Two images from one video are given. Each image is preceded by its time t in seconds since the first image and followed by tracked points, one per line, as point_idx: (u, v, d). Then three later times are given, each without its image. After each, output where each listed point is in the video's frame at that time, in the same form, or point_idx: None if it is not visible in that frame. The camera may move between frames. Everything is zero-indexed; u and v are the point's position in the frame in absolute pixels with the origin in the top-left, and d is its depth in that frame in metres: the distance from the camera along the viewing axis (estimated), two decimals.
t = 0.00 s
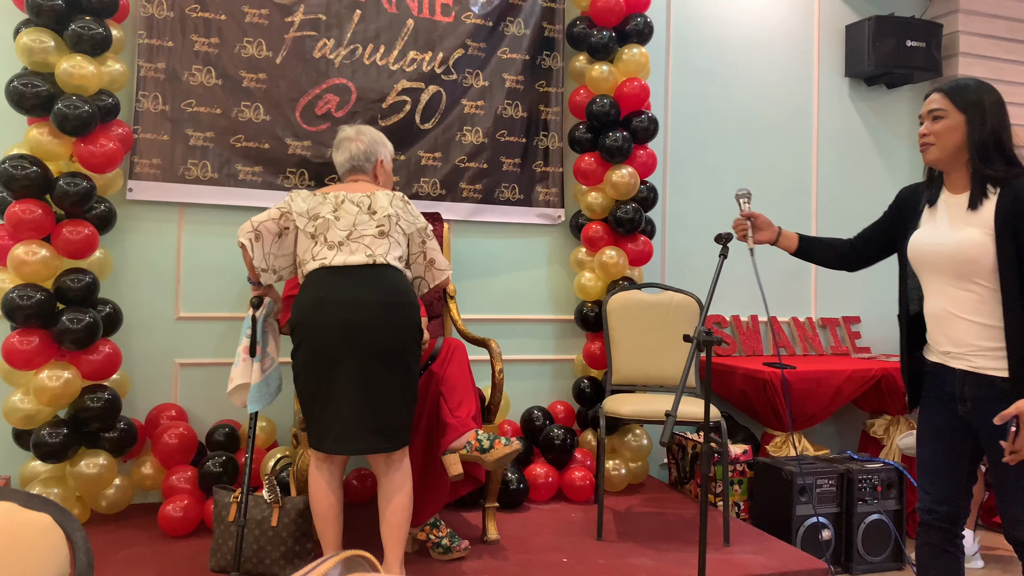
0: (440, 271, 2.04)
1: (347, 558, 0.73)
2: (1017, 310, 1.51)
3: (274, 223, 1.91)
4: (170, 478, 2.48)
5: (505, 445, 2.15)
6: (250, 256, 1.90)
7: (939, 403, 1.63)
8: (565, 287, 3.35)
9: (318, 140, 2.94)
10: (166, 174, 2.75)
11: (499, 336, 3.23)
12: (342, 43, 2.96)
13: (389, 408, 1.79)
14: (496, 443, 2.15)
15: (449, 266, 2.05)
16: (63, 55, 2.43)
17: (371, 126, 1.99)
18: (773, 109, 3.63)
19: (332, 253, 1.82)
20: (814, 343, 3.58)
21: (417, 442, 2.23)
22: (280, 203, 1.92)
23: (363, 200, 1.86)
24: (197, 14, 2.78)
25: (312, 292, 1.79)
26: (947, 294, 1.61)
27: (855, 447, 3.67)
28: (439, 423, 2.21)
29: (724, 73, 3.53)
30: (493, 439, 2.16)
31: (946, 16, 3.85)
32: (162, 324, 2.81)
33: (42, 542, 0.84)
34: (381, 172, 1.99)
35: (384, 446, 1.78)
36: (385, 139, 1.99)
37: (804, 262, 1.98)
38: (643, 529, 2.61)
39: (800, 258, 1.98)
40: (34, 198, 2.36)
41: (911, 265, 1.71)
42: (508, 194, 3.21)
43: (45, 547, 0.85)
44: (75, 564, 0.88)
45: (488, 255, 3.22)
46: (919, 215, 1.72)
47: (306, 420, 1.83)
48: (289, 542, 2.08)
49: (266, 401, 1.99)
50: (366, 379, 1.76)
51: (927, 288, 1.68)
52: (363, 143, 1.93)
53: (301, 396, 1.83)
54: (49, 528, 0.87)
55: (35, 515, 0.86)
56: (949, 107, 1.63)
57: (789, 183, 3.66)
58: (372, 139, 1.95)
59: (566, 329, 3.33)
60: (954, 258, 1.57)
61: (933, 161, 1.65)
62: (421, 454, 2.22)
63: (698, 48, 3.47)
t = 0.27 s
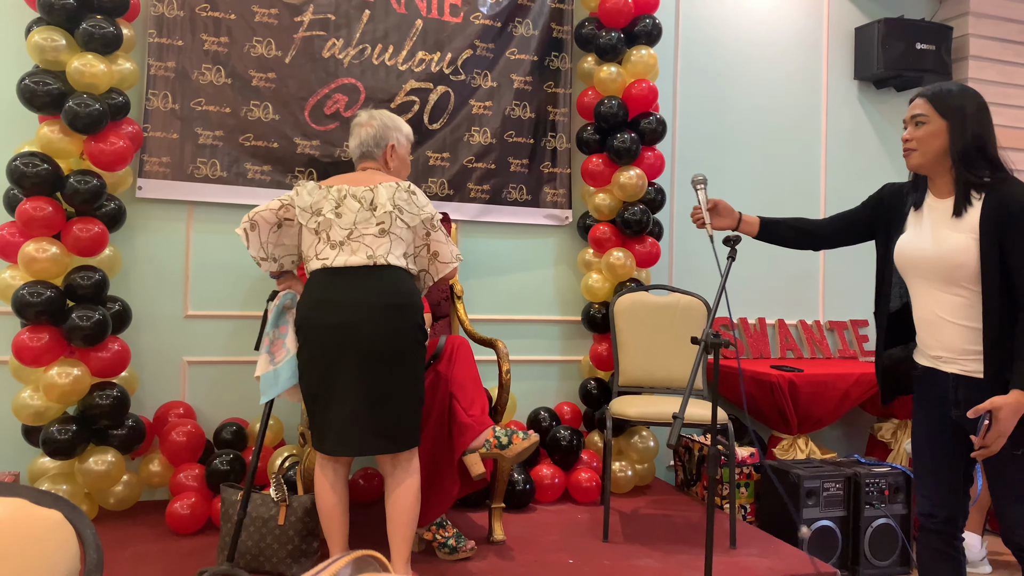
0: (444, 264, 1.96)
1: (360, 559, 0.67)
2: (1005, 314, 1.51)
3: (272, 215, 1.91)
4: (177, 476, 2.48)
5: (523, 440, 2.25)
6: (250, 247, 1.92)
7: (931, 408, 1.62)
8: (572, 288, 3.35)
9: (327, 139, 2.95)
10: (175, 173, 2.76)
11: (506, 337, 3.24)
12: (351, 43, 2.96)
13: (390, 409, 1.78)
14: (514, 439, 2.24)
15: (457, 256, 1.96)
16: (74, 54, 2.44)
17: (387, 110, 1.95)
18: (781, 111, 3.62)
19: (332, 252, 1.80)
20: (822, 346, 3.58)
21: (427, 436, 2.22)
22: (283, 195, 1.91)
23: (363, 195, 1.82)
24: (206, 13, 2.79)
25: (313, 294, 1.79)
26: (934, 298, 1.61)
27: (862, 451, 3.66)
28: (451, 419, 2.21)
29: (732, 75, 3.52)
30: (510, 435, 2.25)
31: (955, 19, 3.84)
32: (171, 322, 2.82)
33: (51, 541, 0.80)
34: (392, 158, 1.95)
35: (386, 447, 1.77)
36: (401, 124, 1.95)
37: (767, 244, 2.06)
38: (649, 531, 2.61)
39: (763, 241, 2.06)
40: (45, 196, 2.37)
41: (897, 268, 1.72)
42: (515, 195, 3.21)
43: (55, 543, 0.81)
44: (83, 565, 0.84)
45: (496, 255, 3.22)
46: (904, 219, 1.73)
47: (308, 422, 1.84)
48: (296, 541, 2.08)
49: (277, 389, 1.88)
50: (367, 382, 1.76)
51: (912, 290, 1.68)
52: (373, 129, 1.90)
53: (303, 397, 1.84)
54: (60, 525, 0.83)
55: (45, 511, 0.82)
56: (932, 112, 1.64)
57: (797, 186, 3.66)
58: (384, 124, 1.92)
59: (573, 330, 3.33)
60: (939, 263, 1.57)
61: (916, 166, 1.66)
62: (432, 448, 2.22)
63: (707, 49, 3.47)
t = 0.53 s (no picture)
0: (445, 261, 1.87)
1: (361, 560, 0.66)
2: (997, 320, 1.51)
3: (276, 213, 1.91)
4: (177, 476, 2.47)
5: (536, 481, 2.14)
6: (255, 247, 1.94)
7: (926, 418, 1.62)
8: (574, 290, 3.35)
9: (330, 139, 2.94)
10: (177, 171, 2.75)
11: (507, 338, 3.23)
12: (354, 42, 2.96)
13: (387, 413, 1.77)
14: (527, 480, 2.14)
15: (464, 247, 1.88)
16: (77, 51, 2.42)
17: (402, 101, 1.94)
18: (783, 115, 3.63)
19: (332, 252, 1.78)
20: (822, 350, 3.58)
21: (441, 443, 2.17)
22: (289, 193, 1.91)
23: (364, 194, 1.78)
24: (210, 12, 2.78)
25: (314, 295, 1.79)
26: (927, 303, 1.61)
27: (862, 454, 3.66)
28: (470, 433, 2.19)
29: (735, 78, 3.53)
30: (523, 474, 2.15)
31: (957, 25, 3.86)
32: (171, 321, 2.80)
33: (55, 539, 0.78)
34: (404, 150, 1.94)
35: (383, 449, 1.76)
36: (415, 115, 1.94)
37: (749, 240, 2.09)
38: (651, 533, 2.61)
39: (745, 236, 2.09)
40: (47, 193, 2.36)
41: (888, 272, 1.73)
42: (518, 196, 3.21)
43: (56, 544, 0.78)
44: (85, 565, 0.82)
45: (498, 257, 3.22)
46: (895, 219, 1.74)
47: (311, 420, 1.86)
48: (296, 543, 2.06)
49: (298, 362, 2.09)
50: (362, 384, 1.74)
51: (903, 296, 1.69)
52: (384, 120, 1.89)
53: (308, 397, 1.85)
54: (62, 526, 0.80)
55: (49, 512, 0.80)
56: (920, 117, 1.64)
57: (798, 189, 3.66)
58: (396, 115, 1.91)
59: (574, 332, 3.33)
60: (932, 267, 1.57)
61: (908, 170, 1.66)
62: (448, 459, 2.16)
63: (710, 52, 3.47)
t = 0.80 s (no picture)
0: (453, 259, 1.76)
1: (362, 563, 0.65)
2: (996, 317, 1.52)
3: (291, 216, 1.91)
4: (180, 477, 2.48)
5: (509, 517, 2.22)
6: (274, 251, 1.95)
7: (928, 419, 1.61)
8: (577, 291, 3.34)
9: (333, 140, 2.95)
10: (181, 173, 2.76)
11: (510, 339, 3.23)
12: (358, 44, 2.96)
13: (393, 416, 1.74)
14: (501, 514, 2.22)
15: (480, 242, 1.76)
16: (81, 53, 2.44)
17: (424, 95, 1.86)
18: (788, 115, 3.62)
19: (342, 254, 1.76)
20: (827, 351, 3.57)
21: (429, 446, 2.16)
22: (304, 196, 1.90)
23: (370, 193, 1.73)
24: (214, 13, 2.79)
25: (323, 296, 1.78)
26: (920, 303, 1.61)
27: (867, 456, 3.65)
28: (459, 443, 2.17)
29: (739, 78, 3.51)
30: (500, 507, 2.22)
31: (963, 24, 3.83)
32: (175, 322, 2.81)
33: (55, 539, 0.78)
34: (420, 145, 1.85)
35: (389, 452, 1.73)
36: (436, 110, 1.86)
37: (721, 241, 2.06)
38: (653, 535, 2.60)
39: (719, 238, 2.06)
40: (51, 195, 2.37)
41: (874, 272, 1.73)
42: (521, 197, 3.21)
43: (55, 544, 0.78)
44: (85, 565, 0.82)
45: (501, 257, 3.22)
46: (880, 219, 1.74)
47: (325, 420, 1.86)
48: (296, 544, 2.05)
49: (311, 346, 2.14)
50: (365, 386, 1.71)
51: (893, 296, 1.70)
52: (402, 113, 1.81)
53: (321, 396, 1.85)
54: (62, 525, 0.80)
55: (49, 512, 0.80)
56: (903, 118, 1.66)
57: (803, 190, 3.65)
58: (414, 109, 1.83)
59: (577, 333, 3.33)
60: (923, 270, 1.57)
61: (890, 171, 1.68)
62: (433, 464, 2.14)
63: (714, 52, 3.46)
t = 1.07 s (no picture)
0: (474, 261, 1.79)
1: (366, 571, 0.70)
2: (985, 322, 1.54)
3: (307, 225, 1.93)
4: (179, 484, 2.47)
5: (483, 538, 2.23)
6: (292, 260, 1.97)
7: (927, 425, 1.62)
8: (576, 296, 3.35)
9: (333, 146, 2.95)
10: (180, 179, 2.76)
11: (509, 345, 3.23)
12: (358, 50, 2.97)
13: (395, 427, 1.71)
14: (477, 532, 2.23)
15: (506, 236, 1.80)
16: (81, 59, 2.44)
17: (438, 93, 1.84)
18: (787, 120, 3.63)
19: (352, 261, 1.76)
20: (826, 355, 3.58)
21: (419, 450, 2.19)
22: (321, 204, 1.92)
23: (380, 199, 1.73)
24: (214, 20, 2.79)
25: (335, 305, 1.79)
26: (907, 316, 1.63)
27: (866, 460, 3.65)
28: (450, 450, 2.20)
29: (737, 84, 3.53)
30: (477, 525, 2.23)
31: (961, 30, 3.85)
32: (175, 328, 2.81)
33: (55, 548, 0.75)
34: (433, 145, 1.83)
35: (392, 463, 1.70)
36: (450, 109, 1.83)
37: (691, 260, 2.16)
38: (652, 540, 2.60)
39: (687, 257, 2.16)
40: (50, 202, 2.37)
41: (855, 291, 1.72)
42: (520, 202, 3.21)
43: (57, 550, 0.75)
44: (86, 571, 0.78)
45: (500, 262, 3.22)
46: (846, 238, 1.77)
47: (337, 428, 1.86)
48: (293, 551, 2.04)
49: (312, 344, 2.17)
50: (370, 393, 1.70)
51: (880, 318, 1.71)
52: (416, 112, 1.80)
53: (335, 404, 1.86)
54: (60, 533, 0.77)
55: (46, 520, 0.76)
56: (863, 138, 1.72)
57: (801, 195, 3.66)
58: (428, 107, 1.81)
59: (576, 338, 3.33)
60: (904, 283, 1.59)
61: (849, 189, 1.74)
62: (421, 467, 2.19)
63: (713, 58, 3.47)
